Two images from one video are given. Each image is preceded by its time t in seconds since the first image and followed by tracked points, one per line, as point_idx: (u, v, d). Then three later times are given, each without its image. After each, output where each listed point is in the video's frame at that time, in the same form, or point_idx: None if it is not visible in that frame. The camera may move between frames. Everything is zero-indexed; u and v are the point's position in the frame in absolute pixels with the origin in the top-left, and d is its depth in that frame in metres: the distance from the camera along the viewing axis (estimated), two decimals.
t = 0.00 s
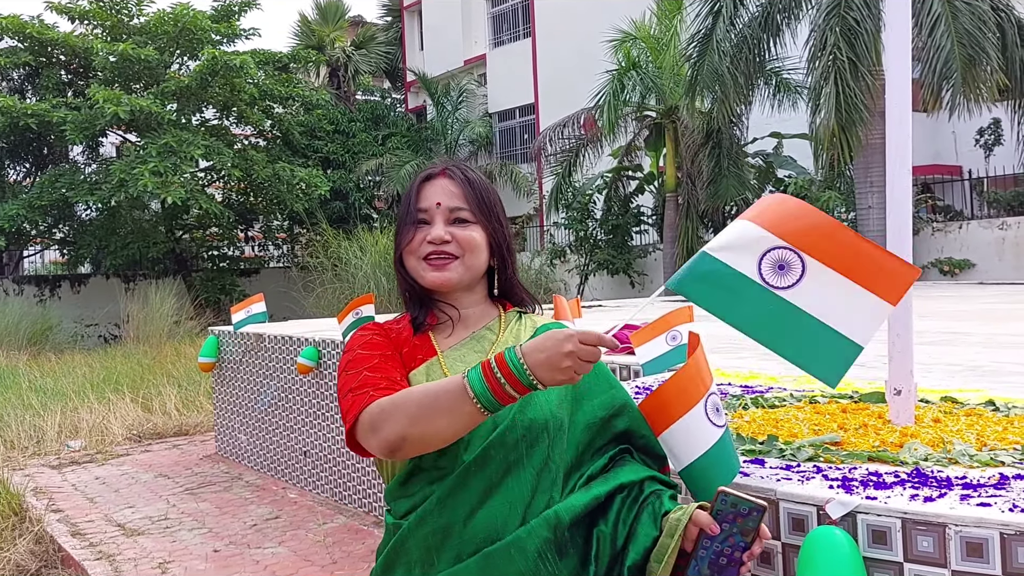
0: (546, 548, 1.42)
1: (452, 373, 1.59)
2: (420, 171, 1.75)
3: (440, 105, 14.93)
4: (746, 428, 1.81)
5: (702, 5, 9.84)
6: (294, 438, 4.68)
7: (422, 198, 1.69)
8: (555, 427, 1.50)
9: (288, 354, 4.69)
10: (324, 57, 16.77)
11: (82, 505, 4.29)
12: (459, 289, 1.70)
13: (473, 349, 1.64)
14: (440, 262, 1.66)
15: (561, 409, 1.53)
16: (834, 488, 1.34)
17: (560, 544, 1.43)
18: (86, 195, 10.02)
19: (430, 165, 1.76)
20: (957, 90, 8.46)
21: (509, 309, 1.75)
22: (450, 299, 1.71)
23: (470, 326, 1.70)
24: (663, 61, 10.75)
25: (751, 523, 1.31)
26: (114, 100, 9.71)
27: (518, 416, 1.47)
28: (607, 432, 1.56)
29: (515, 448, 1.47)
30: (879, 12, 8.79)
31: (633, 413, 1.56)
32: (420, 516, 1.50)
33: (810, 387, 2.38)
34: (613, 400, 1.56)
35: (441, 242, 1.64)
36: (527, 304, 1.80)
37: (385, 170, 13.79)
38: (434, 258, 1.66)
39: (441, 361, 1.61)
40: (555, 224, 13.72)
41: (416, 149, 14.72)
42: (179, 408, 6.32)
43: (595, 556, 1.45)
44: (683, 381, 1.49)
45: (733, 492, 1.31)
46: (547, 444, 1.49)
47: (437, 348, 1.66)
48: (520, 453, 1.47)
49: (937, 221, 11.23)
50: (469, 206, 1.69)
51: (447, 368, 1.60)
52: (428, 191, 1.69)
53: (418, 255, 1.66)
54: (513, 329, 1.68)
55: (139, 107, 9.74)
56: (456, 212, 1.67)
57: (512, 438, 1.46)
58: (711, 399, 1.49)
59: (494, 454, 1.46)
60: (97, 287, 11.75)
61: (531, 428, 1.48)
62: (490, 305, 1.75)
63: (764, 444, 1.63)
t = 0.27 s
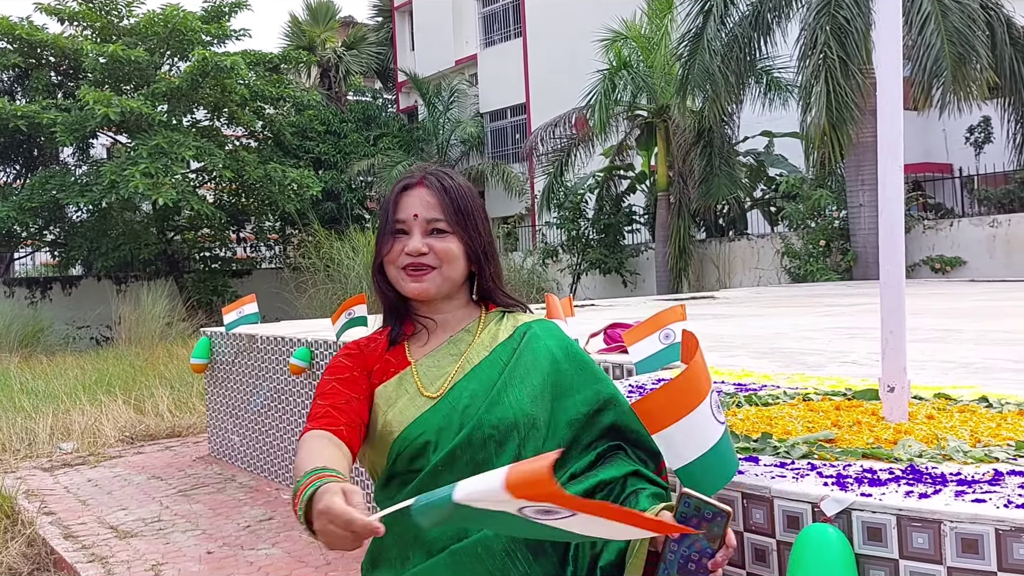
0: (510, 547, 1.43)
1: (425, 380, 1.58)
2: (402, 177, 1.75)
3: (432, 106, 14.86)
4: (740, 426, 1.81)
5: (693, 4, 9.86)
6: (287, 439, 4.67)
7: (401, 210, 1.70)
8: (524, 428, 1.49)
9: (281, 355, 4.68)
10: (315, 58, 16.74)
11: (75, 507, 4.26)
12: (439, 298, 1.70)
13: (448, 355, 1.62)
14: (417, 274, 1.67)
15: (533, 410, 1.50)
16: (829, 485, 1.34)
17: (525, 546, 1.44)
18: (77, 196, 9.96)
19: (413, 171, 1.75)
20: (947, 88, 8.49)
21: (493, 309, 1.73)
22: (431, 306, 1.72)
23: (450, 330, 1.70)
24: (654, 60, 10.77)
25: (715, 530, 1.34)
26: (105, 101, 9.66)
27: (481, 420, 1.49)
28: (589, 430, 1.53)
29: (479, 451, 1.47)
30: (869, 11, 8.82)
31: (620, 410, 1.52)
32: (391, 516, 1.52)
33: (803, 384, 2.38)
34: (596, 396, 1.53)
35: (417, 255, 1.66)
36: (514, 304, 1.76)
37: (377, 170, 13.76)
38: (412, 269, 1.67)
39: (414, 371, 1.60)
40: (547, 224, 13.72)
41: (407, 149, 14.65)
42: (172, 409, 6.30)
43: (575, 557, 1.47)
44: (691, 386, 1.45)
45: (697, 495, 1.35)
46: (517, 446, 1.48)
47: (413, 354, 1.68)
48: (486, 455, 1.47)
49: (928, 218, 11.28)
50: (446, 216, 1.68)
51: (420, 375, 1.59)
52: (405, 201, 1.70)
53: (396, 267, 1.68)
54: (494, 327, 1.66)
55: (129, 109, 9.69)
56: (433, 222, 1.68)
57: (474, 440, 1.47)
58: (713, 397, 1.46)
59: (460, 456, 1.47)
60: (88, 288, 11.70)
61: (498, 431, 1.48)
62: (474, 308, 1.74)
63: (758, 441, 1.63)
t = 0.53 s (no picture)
0: (455, 542, 1.48)
1: (406, 370, 1.70)
2: (429, 170, 1.85)
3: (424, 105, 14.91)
4: (739, 425, 1.81)
5: (685, 4, 9.87)
6: (282, 440, 4.66)
7: (419, 199, 1.80)
8: (487, 429, 1.54)
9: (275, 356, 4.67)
10: (307, 58, 16.70)
11: (69, 510, 4.24)
12: (441, 287, 1.78)
13: (434, 347, 1.72)
14: (422, 261, 1.76)
15: (500, 412, 1.54)
16: (829, 484, 1.34)
17: (473, 543, 1.48)
18: (69, 198, 9.90)
19: (440, 166, 1.84)
20: (939, 87, 8.52)
21: (491, 305, 1.78)
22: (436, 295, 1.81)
23: (447, 321, 1.79)
24: (647, 59, 10.78)
25: (677, 554, 1.34)
26: (97, 102, 9.61)
27: (441, 416, 1.55)
28: (567, 440, 1.54)
29: (436, 444, 1.55)
30: (861, 9, 8.85)
31: (600, 424, 1.53)
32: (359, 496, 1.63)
33: (800, 382, 2.38)
34: (574, 406, 1.55)
35: (424, 243, 1.75)
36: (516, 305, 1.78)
37: (370, 171, 13.74)
38: (418, 256, 1.77)
39: (399, 363, 1.72)
40: (541, 224, 13.72)
41: (401, 149, 14.59)
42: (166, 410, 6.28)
43: (537, 560, 1.46)
44: (679, 386, 1.39)
45: (661, 518, 1.35)
46: (476, 444, 1.54)
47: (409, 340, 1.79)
48: (444, 449, 1.54)
49: (921, 217, 11.32)
50: (456, 211, 1.76)
51: (403, 365, 1.71)
52: (424, 191, 1.79)
53: (405, 252, 1.79)
54: (482, 329, 1.72)
55: (121, 109, 9.64)
56: (444, 215, 1.76)
57: (432, 435, 1.55)
58: (703, 395, 1.43)
59: (415, 446, 1.55)
60: (80, 290, 11.64)
61: (456, 428, 1.54)
62: (475, 303, 1.81)
63: (757, 440, 1.63)
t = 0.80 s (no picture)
0: (411, 539, 1.50)
1: (393, 363, 1.71)
2: (457, 170, 1.81)
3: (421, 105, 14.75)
4: (739, 426, 1.81)
5: (681, 4, 9.90)
6: (280, 440, 4.66)
7: (440, 198, 1.76)
8: (451, 434, 1.52)
9: (273, 357, 4.66)
10: (303, 58, 16.70)
11: (67, 511, 4.24)
12: (445, 287, 1.75)
13: (423, 345, 1.71)
14: (431, 261, 1.73)
15: (466, 419, 1.53)
16: (830, 486, 1.34)
17: (429, 542, 1.50)
18: (65, 198, 9.88)
19: (469, 168, 1.80)
20: (935, 86, 8.54)
21: (489, 311, 1.73)
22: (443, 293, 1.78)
23: (442, 320, 1.77)
24: (643, 59, 10.79)
25: None
26: (93, 102, 9.59)
27: (408, 415, 1.56)
28: (537, 453, 1.52)
29: (401, 442, 1.55)
30: (858, 9, 8.87)
31: (573, 440, 1.50)
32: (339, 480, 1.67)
33: (799, 383, 2.39)
34: (544, 419, 1.51)
35: (436, 243, 1.71)
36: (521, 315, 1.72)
37: (367, 171, 13.74)
38: (427, 253, 1.73)
39: (392, 354, 1.73)
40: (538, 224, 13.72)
41: (397, 149, 14.59)
42: (164, 411, 6.27)
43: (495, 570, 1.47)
44: (681, 391, 1.41)
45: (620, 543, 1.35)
46: (439, 447, 1.53)
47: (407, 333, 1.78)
48: (408, 448, 1.55)
49: (917, 216, 11.35)
50: (472, 216, 1.71)
51: (395, 357, 1.72)
52: (446, 191, 1.75)
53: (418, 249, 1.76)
54: (469, 333, 1.68)
55: (118, 110, 9.62)
56: (460, 218, 1.71)
57: (397, 433, 1.55)
58: (706, 397, 1.45)
59: (382, 441, 1.56)
60: (77, 291, 11.63)
61: (421, 428, 1.54)
62: (475, 307, 1.76)
63: (758, 442, 1.63)
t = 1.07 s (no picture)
0: (391, 537, 1.51)
1: (396, 362, 1.70)
2: (473, 179, 1.78)
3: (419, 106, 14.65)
4: (739, 427, 1.82)
5: (680, 4, 9.91)
6: (279, 440, 4.66)
7: (453, 206, 1.74)
8: (440, 440, 1.52)
9: (272, 357, 4.66)
10: (301, 58, 16.69)
11: (66, 511, 4.24)
12: (452, 293, 1.73)
13: (426, 347, 1.68)
14: (439, 267, 1.71)
15: (455, 427, 1.52)
16: (831, 486, 1.35)
17: (409, 542, 1.51)
18: (64, 198, 9.84)
19: (484, 177, 1.77)
20: (934, 86, 8.55)
21: (492, 320, 1.70)
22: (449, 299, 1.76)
23: (446, 326, 1.74)
24: (641, 59, 10.79)
25: None
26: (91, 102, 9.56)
27: (401, 417, 1.55)
28: (524, 467, 1.51)
29: (392, 442, 1.55)
30: (856, 9, 8.88)
31: (559, 457, 1.48)
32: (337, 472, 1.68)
33: (799, 383, 2.39)
34: (533, 432, 1.49)
35: (445, 251, 1.70)
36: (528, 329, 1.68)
37: (365, 171, 13.74)
38: (436, 260, 1.72)
39: (397, 352, 1.72)
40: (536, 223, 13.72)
41: (395, 149, 14.60)
42: (162, 411, 6.27)
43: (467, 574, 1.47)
44: (680, 394, 1.40)
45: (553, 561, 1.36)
46: (427, 450, 1.52)
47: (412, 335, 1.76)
48: (399, 448, 1.55)
49: (915, 216, 11.37)
50: (481, 227, 1.69)
51: (397, 358, 1.70)
52: (458, 201, 1.73)
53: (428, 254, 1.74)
54: (471, 340, 1.65)
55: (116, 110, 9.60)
56: (468, 228, 1.69)
57: (388, 434, 1.55)
58: (706, 399, 1.44)
59: (374, 440, 1.57)
60: (74, 291, 11.61)
61: (412, 431, 1.54)
62: (480, 314, 1.73)
63: (759, 442, 1.64)
